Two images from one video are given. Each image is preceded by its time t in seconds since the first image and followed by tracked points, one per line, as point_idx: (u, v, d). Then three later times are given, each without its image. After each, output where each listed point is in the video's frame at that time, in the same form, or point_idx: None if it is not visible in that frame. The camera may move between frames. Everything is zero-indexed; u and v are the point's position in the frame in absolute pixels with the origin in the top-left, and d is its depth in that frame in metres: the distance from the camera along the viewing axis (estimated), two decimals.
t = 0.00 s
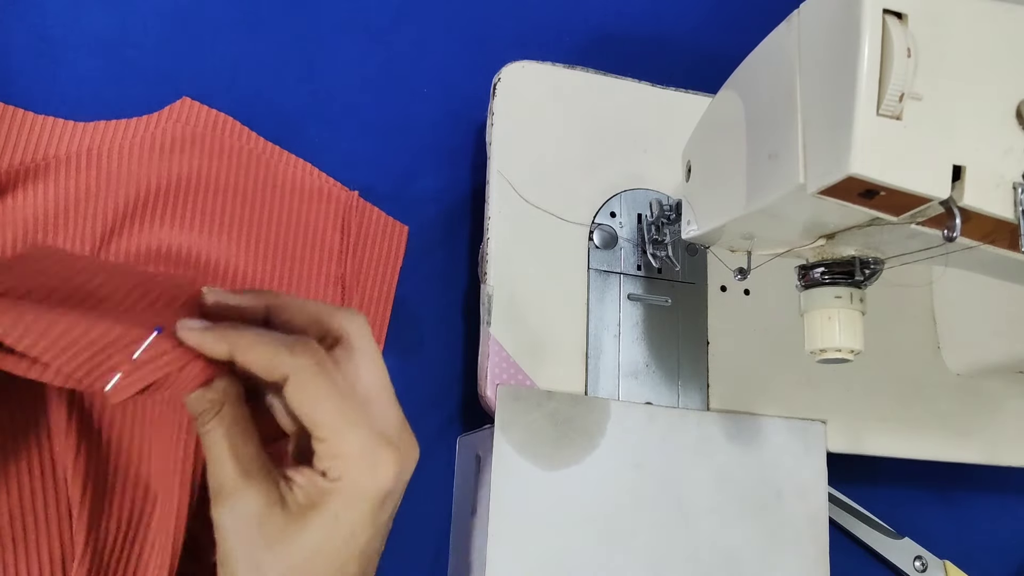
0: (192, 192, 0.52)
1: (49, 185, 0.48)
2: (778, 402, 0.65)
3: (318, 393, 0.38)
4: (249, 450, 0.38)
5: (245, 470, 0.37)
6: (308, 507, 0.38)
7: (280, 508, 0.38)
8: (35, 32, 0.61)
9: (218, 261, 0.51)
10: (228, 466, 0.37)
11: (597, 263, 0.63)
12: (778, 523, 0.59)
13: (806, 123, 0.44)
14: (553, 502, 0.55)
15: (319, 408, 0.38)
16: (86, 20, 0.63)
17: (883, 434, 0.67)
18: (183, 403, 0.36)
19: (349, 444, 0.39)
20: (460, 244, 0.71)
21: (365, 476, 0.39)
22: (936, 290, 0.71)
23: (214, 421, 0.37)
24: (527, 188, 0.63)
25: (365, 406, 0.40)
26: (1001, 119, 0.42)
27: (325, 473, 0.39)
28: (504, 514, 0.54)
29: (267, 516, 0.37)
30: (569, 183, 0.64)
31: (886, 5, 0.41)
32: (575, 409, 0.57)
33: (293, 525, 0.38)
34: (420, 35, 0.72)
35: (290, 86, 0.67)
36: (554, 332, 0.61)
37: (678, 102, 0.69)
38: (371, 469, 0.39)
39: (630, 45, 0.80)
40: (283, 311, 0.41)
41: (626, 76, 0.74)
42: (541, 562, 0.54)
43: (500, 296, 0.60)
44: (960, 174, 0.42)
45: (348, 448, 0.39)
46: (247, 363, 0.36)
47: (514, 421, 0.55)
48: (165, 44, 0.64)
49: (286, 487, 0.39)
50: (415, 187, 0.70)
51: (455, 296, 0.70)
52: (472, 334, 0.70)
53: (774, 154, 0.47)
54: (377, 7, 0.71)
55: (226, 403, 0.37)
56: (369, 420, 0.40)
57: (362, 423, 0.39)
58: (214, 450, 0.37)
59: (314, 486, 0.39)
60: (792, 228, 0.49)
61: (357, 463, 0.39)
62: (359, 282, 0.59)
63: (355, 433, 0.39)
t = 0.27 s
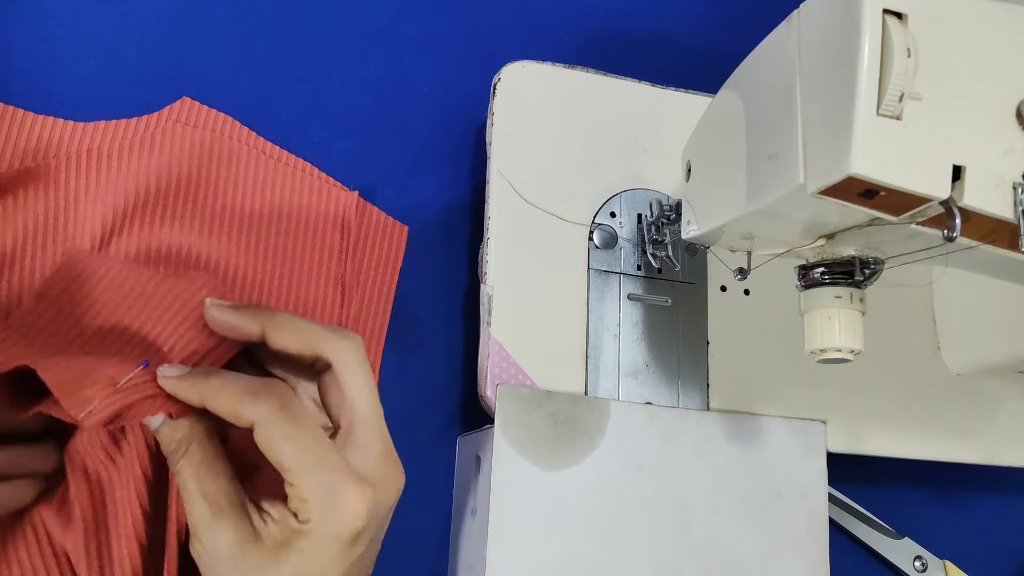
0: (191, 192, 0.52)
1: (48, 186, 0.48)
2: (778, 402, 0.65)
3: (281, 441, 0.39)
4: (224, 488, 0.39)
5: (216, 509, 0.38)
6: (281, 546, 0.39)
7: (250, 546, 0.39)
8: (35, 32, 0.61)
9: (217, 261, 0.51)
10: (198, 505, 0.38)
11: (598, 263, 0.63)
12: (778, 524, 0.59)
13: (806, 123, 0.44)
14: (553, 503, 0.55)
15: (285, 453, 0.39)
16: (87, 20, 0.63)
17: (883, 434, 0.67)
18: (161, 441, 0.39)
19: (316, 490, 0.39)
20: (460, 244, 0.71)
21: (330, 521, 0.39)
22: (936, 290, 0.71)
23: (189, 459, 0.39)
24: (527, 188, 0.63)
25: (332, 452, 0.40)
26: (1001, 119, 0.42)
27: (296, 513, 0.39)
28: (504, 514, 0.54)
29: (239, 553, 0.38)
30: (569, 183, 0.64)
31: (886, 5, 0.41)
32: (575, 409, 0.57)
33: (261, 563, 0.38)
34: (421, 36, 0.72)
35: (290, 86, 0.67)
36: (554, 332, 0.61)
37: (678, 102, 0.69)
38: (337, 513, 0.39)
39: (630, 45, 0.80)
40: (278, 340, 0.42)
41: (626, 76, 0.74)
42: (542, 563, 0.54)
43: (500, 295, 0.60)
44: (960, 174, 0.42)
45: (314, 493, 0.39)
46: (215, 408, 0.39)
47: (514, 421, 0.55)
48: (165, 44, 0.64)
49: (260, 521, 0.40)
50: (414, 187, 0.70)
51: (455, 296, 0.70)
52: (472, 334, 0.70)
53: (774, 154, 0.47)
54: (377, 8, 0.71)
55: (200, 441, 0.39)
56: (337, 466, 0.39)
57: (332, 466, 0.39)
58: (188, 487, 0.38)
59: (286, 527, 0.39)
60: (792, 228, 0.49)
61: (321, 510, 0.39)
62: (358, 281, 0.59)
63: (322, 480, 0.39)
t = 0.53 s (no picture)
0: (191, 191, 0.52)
1: (49, 186, 0.48)
2: (778, 402, 0.65)
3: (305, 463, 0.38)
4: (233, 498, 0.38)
5: (230, 529, 0.37)
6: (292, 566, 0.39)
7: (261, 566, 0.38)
8: (36, 31, 0.61)
9: (217, 261, 0.51)
10: (211, 524, 0.37)
11: (598, 263, 0.63)
12: (778, 524, 0.59)
13: (806, 123, 0.44)
14: (553, 503, 0.55)
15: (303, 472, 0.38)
16: (87, 19, 0.63)
17: (883, 434, 0.67)
18: (172, 451, 0.36)
19: (336, 512, 0.38)
20: (460, 245, 0.71)
21: (350, 544, 0.39)
22: (936, 290, 0.71)
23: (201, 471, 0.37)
24: (527, 187, 0.63)
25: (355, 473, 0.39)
26: (1001, 119, 0.42)
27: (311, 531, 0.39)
28: (504, 514, 0.54)
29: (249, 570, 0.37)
30: (569, 183, 0.64)
31: (885, 5, 0.41)
32: (576, 410, 0.57)
33: None
34: (421, 36, 0.72)
35: (290, 86, 0.67)
36: (554, 332, 0.61)
37: (678, 102, 0.69)
38: (358, 535, 0.39)
39: (629, 44, 0.80)
40: (258, 352, 0.41)
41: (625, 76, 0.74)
42: (542, 563, 0.54)
43: (500, 295, 0.60)
44: (960, 174, 0.42)
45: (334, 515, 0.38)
46: (231, 416, 0.37)
47: (514, 421, 0.55)
48: (165, 43, 0.64)
49: (270, 543, 0.39)
50: (414, 187, 0.70)
51: (455, 295, 0.70)
52: (472, 335, 0.70)
53: (774, 154, 0.47)
54: (377, 8, 0.71)
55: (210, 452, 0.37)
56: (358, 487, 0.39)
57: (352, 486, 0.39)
58: (198, 506, 0.37)
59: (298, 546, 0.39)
60: (792, 228, 0.49)
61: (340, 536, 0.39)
62: (357, 280, 0.60)
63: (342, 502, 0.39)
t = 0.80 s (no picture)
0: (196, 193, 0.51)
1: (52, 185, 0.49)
2: (778, 401, 0.65)
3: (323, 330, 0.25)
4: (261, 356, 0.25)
5: (226, 324, 0.25)
6: (303, 530, 0.27)
7: (265, 509, 0.26)
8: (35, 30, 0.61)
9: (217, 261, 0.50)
10: (197, 307, 0.24)
11: (598, 263, 0.63)
12: (778, 524, 0.59)
13: (806, 123, 0.44)
14: (553, 502, 0.55)
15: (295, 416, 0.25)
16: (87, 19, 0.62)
17: (883, 434, 0.67)
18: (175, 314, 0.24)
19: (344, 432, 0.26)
20: (460, 244, 0.71)
21: (365, 357, 0.25)
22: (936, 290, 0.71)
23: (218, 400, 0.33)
24: (527, 187, 0.63)
25: (356, 121, 0.25)
26: (1001, 120, 0.42)
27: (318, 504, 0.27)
28: (504, 514, 0.54)
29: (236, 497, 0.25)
30: (570, 183, 0.64)
31: (885, 5, 0.41)
32: (576, 409, 0.57)
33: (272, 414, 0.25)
34: (421, 35, 0.72)
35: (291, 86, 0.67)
36: (554, 332, 0.61)
37: (678, 102, 0.69)
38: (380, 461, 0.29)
39: (630, 44, 0.80)
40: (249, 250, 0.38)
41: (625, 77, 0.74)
42: (541, 563, 0.54)
43: (500, 295, 0.60)
44: (960, 174, 0.42)
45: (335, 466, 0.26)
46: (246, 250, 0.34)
47: (514, 421, 0.55)
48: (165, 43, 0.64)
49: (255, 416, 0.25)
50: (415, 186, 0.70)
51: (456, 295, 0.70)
52: (472, 334, 0.70)
53: (775, 154, 0.47)
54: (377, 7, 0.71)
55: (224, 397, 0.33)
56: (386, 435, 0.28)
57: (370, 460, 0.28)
58: (181, 413, 0.25)
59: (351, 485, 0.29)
60: (792, 228, 0.49)
61: (354, 261, 0.24)
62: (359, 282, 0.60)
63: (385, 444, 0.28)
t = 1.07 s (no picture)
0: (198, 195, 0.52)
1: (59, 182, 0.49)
2: (779, 401, 0.65)
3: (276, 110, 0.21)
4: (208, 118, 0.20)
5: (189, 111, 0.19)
6: (294, 374, 0.23)
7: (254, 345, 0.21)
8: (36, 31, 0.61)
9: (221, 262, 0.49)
10: (164, 103, 0.19)
11: (597, 263, 0.63)
12: (779, 523, 0.59)
13: (806, 124, 0.44)
14: (553, 502, 0.55)
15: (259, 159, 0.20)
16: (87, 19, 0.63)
17: (883, 434, 0.67)
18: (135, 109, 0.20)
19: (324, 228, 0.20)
20: (460, 244, 0.71)
21: (340, 143, 0.20)
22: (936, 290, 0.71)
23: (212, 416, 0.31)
24: (527, 187, 0.63)
25: None
26: (1001, 120, 0.42)
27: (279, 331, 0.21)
28: (504, 514, 0.54)
29: (225, 331, 0.21)
30: (570, 183, 0.64)
31: (885, 5, 0.41)
32: (576, 409, 0.57)
33: (255, 228, 0.20)
34: (421, 35, 0.72)
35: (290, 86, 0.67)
36: (554, 332, 0.61)
37: (678, 102, 0.69)
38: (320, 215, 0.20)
39: (630, 44, 0.80)
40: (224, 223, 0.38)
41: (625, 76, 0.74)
42: (541, 562, 0.54)
43: (500, 295, 0.60)
44: (960, 174, 0.42)
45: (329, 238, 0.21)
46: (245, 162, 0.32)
47: (514, 421, 0.55)
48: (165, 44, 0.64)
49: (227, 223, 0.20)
50: (414, 185, 0.70)
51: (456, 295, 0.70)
52: (472, 334, 0.70)
53: (774, 154, 0.47)
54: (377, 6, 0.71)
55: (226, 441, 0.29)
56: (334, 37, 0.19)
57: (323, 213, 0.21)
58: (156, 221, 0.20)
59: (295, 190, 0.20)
60: (791, 228, 0.49)
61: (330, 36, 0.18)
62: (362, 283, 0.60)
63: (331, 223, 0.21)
